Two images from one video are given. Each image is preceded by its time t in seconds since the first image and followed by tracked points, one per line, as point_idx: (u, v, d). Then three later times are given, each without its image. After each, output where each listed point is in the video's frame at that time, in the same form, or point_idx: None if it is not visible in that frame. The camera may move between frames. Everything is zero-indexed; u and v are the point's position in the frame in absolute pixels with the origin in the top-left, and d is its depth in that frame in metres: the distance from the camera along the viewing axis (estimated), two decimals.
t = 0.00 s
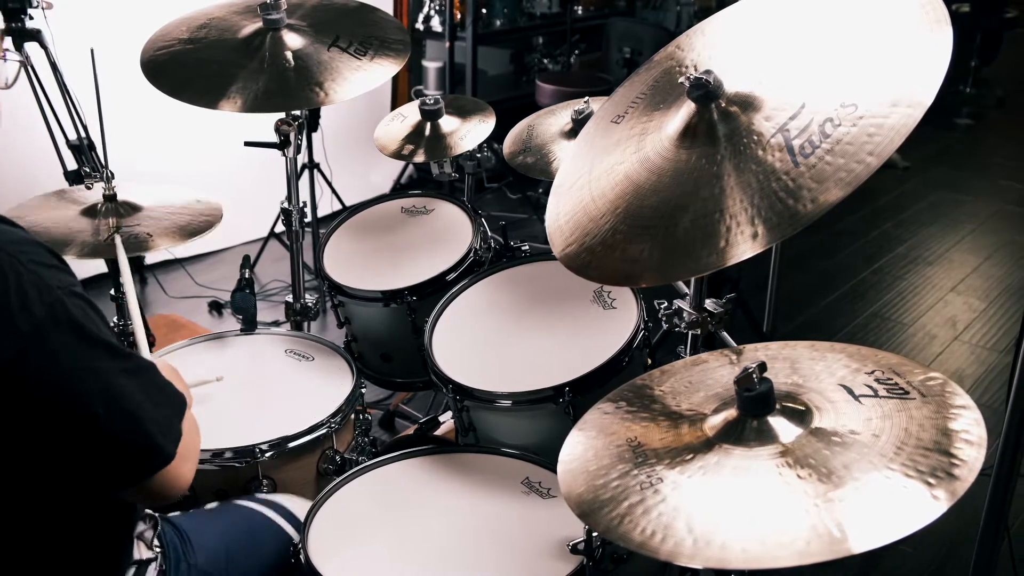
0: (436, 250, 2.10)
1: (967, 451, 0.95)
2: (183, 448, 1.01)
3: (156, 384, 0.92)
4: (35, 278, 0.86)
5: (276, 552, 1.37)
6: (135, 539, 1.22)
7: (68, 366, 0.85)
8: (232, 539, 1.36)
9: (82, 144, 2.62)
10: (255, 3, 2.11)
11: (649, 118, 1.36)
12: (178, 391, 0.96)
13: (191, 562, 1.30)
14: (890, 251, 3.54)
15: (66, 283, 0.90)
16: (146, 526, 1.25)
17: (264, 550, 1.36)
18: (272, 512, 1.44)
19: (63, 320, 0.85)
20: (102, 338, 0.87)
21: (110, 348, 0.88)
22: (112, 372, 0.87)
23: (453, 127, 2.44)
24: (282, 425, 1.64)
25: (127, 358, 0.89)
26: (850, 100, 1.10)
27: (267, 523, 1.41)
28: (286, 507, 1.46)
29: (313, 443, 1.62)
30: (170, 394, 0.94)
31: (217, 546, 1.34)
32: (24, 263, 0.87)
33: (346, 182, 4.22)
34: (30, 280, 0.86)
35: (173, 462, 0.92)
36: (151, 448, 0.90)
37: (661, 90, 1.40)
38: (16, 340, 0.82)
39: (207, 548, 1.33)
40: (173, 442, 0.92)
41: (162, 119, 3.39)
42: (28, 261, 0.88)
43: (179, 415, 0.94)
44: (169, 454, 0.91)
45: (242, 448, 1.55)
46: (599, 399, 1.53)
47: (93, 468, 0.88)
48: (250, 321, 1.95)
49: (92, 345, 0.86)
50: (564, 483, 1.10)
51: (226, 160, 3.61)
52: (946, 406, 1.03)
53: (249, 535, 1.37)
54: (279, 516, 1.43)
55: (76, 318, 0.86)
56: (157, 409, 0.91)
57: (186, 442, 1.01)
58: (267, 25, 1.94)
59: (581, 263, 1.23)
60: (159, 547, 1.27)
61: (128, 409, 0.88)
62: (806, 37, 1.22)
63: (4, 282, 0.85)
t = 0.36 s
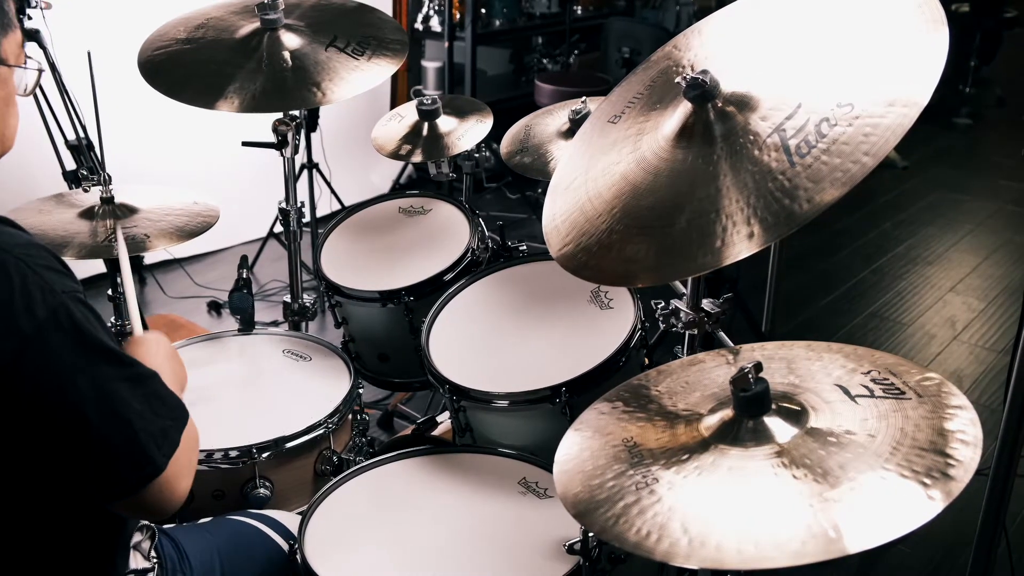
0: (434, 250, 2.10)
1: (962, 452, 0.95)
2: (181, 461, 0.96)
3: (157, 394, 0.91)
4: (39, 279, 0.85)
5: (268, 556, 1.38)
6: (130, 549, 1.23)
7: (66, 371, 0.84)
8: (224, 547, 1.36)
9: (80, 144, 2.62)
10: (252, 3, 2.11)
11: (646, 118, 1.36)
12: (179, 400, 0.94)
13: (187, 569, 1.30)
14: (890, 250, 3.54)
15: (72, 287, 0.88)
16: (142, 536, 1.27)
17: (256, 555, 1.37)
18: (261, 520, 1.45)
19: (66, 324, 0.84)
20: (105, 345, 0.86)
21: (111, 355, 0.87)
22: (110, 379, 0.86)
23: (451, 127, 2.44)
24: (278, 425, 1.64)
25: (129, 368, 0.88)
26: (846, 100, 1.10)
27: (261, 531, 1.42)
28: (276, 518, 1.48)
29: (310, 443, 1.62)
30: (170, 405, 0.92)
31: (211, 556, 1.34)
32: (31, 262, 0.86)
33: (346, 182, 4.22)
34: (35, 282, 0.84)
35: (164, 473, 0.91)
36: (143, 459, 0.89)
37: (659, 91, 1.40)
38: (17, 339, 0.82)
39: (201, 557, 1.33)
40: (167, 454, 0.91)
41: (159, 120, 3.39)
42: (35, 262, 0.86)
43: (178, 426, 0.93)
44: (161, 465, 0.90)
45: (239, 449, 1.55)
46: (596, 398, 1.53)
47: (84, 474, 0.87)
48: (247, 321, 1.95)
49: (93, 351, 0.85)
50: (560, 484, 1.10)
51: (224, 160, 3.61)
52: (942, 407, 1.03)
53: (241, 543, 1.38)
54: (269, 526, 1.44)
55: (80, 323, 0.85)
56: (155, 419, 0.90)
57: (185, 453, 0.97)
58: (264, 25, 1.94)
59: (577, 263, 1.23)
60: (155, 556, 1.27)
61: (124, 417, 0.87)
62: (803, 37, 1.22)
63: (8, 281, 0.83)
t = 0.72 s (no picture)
0: (431, 250, 2.10)
1: (958, 452, 0.95)
2: (173, 475, 0.97)
3: (151, 403, 0.91)
4: (37, 280, 0.85)
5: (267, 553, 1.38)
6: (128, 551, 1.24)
7: (62, 375, 0.84)
8: (222, 546, 1.36)
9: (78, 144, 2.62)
10: (250, 3, 2.11)
11: (642, 118, 1.35)
12: (172, 410, 0.94)
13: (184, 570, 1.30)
14: (889, 250, 3.54)
15: (69, 289, 0.88)
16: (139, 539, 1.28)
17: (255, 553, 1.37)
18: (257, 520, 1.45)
19: (63, 326, 0.84)
20: (102, 351, 0.86)
21: (108, 361, 0.86)
22: (105, 386, 0.86)
23: (448, 127, 2.44)
24: (276, 425, 1.64)
25: (124, 374, 0.88)
26: (842, 100, 1.10)
27: (256, 530, 1.42)
28: (270, 516, 1.48)
29: (307, 443, 1.62)
30: (163, 415, 0.92)
31: (208, 556, 1.34)
32: (29, 263, 0.85)
33: (345, 182, 4.22)
34: (32, 284, 0.84)
35: (154, 484, 0.91)
36: (134, 468, 0.89)
37: (655, 91, 1.40)
38: (13, 343, 0.81)
39: (199, 557, 1.33)
40: (158, 464, 0.91)
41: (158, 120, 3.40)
42: (33, 262, 0.86)
43: (171, 437, 0.93)
44: (151, 476, 0.90)
45: (235, 449, 1.55)
46: (593, 399, 1.53)
47: (74, 482, 0.87)
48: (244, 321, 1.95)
49: (89, 356, 0.85)
50: (555, 484, 1.10)
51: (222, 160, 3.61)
52: (938, 407, 1.03)
53: (239, 541, 1.38)
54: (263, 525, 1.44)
55: (77, 326, 0.85)
56: (148, 428, 0.90)
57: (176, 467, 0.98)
58: (262, 25, 1.94)
59: (574, 262, 1.23)
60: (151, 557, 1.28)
61: (117, 425, 0.87)
62: (800, 37, 1.22)
63: (6, 282, 0.83)
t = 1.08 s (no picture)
0: (428, 250, 2.10)
1: (954, 452, 0.95)
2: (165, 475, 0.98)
3: (150, 402, 0.91)
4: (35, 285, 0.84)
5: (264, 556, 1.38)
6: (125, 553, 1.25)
7: (61, 379, 0.84)
8: (220, 547, 1.37)
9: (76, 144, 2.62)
10: (248, 3, 2.11)
11: (639, 118, 1.35)
12: (170, 407, 0.94)
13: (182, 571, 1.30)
14: (888, 250, 3.53)
15: (68, 292, 0.88)
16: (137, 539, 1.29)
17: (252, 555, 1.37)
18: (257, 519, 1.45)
19: (62, 331, 0.84)
20: (101, 354, 0.86)
21: (107, 364, 0.86)
22: (104, 388, 0.86)
23: (446, 127, 2.44)
24: (274, 425, 1.64)
25: (124, 376, 0.88)
26: (838, 100, 1.10)
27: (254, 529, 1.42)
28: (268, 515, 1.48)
29: (305, 443, 1.62)
30: (162, 414, 0.93)
31: (206, 556, 1.34)
32: (26, 267, 0.85)
33: (344, 182, 4.22)
34: (31, 288, 0.84)
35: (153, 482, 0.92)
36: (133, 467, 0.89)
37: (653, 91, 1.40)
38: (11, 347, 0.81)
39: (196, 558, 1.33)
40: (156, 463, 0.91)
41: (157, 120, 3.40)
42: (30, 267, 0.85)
43: (169, 434, 0.93)
44: (150, 474, 0.91)
45: (232, 449, 1.55)
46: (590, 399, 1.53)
47: (74, 482, 0.87)
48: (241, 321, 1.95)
49: (88, 359, 0.85)
50: (551, 485, 1.10)
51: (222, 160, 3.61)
52: (934, 407, 1.03)
53: (237, 542, 1.38)
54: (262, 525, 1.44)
55: (75, 330, 0.84)
56: (146, 427, 0.90)
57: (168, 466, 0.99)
58: (259, 24, 1.94)
59: (570, 263, 1.23)
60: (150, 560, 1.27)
61: (116, 426, 0.87)
62: (796, 37, 1.22)
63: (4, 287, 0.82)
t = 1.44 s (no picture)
0: (426, 250, 2.10)
1: (950, 452, 0.95)
2: (179, 458, 0.98)
3: (150, 390, 0.92)
4: (24, 279, 0.85)
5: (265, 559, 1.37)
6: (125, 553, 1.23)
7: (55, 370, 0.85)
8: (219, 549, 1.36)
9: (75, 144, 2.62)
10: (245, 3, 2.11)
11: (636, 118, 1.35)
12: (173, 395, 0.95)
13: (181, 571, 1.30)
14: (887, 250, 3.53)
15: (59, 284, 0.89)
16: (136, 539, 1.27)
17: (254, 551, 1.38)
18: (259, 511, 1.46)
19: (52, 323, 0.85)
20: (92, 342, 0.87)
21: (102, 351, 0.88)
22: (102, 376, 0.87)
23: (443, 127, 2.44)
24: (272, 425, 1.64)
25: (121, 363, 0.89)
26: (835, 100, 1.10)
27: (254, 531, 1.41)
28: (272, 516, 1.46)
29: (302, 443, 1.62)
30: (164, 400, 0.93)
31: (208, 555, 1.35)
32: (15, 262, 0.86)
33: (343, 182, 4.21)
34: (20, 283, 0.85)
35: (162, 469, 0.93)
36: (140, 455, 0.90)
37: (649, 91, 1.40)
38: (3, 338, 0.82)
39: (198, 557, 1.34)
40: (164, 449, 0.92)
41: (155, 119, 3.40)
42: (19, 262, 0.86)
43: (175, 422, 0.94)
44: (158, 461, 0.91)
45: (230, 449, 1.55)
46: (588, 398, 1.53)
47: (83, 473, 0.88)
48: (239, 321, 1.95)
49: (82, 350, 0.86)
50: (548, 485, 1.10)
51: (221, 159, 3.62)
52: (931, 407, 1.03)
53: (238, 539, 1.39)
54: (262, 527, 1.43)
55: (66, 323, 0.85)
56: (150, 415, 0.91)
57: (182, 445, 1.00)
58: (257, 25, 1.94)
59: (567, 263, 1.23)
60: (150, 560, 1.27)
61: (119, 415, 0.88)
62: (794, 37, 1.22)
63: None
